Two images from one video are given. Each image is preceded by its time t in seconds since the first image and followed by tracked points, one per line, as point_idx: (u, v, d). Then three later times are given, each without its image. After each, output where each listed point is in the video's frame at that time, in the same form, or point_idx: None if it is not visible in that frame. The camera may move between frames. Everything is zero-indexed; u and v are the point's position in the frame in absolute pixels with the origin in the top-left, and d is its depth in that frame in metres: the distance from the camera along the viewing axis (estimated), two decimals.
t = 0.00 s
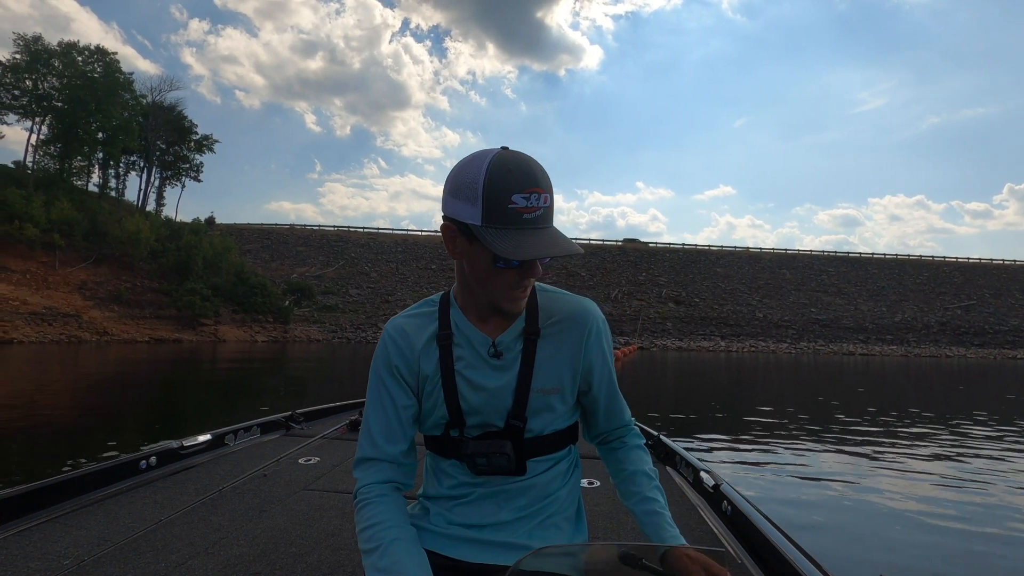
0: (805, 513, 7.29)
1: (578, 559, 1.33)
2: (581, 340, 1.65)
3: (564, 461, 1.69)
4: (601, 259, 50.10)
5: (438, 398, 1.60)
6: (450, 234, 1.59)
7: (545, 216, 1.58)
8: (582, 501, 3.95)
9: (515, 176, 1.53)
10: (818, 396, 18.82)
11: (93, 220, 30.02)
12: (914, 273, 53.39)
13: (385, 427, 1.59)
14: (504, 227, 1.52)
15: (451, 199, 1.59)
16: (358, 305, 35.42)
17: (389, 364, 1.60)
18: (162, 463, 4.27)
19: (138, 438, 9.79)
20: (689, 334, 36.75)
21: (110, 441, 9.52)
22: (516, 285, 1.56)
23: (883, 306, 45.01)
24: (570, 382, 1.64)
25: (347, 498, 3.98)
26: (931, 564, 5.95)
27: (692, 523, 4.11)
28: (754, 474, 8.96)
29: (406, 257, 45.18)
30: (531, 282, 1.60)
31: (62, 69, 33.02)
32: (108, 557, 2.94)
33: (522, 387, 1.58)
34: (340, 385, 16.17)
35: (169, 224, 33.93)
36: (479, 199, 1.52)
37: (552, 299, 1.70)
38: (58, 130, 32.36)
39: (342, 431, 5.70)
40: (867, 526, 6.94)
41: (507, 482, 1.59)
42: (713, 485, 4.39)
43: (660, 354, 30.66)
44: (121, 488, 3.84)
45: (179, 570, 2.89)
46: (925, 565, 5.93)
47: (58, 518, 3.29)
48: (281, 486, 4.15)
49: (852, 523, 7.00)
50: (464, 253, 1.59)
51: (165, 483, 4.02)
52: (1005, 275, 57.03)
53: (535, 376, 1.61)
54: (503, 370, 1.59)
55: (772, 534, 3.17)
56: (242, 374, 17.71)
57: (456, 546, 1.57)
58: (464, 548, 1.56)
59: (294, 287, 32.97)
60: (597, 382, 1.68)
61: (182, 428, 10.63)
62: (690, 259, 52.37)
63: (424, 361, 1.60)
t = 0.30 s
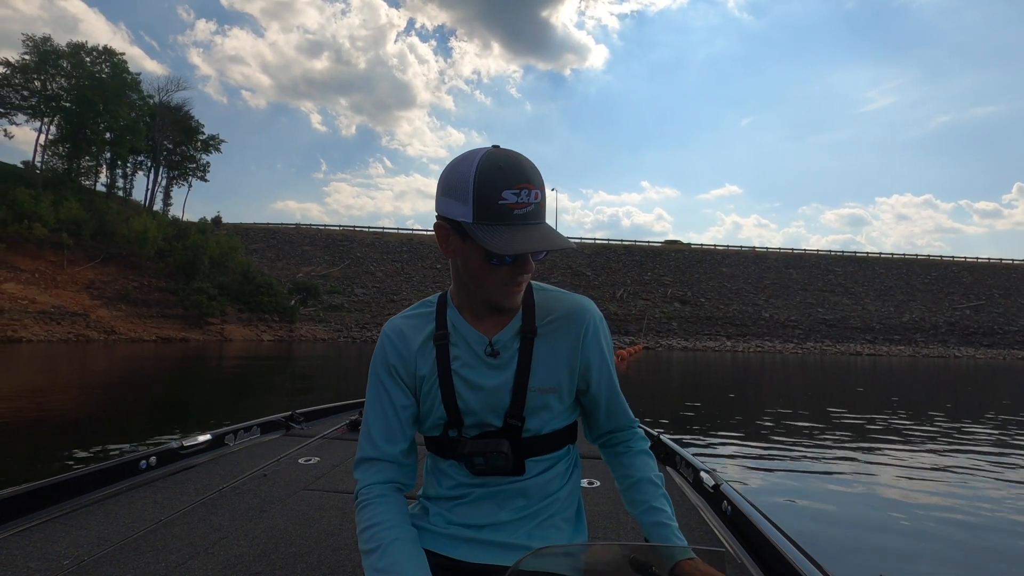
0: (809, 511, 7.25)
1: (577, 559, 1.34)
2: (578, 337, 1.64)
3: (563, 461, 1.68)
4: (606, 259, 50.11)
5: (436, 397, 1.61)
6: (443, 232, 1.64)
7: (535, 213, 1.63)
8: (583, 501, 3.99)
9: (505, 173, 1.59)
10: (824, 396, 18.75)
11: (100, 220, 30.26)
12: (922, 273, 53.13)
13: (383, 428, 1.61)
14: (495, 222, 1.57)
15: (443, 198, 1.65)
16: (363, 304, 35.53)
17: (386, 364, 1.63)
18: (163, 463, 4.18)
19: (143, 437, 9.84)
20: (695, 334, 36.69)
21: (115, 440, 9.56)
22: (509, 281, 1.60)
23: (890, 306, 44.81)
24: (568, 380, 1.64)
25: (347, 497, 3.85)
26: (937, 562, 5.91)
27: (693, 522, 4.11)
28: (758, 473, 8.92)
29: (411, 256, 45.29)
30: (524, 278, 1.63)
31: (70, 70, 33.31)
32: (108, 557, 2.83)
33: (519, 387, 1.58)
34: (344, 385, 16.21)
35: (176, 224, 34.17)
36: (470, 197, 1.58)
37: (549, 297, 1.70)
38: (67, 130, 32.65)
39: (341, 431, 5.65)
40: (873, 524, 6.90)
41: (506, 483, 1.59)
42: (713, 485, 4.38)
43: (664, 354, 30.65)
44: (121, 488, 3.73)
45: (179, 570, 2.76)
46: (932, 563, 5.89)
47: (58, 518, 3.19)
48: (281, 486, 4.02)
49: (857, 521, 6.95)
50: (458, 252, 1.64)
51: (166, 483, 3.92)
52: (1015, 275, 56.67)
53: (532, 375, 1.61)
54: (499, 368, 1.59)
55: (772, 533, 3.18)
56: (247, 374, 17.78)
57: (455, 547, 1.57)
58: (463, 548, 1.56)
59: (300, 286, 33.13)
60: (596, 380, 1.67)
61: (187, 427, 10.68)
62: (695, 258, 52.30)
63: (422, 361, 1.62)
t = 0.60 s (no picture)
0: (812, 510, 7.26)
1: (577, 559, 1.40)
2: (576, 338, 1.70)
3: (561, 461, 1.74)
4: (611, 259, 50.11)
5: (435, 397, 1.67)
6: (442, 228, 1.70)
7: (532, 206, 1.69)
8: (583, 501, 4.05)
9: (502, 168, 1.65)
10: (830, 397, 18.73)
11: (107, 221, 30.48)
12: (929, 272, 52.87)
13: (385, 428, 1.68)
14: (492, 216, 1.64)
15: (442, 195, 1.72)
16: (368, 305, 35.66)
17: (386, 364, 1.70)
18: (163, 463, 4.25)
19: (150, 437, 9.93)
20: (700, 334, 36.66)
21: (122, 440, 9.66)
22: (507, 275, 1.66)
23: (897, 305, 44.62)
24: (566, 379, 1.69)
25: (346, 497, 3.91)
26: (939, 560, 5.92)
27: (694, 523, 4.16)
28: (761, 471, 8.93)
29: (416, 256, 45.41)
30: (521, 272, 1.69)
31: (76, 72, 33.56)
32: (108, 557, 2.88)
33: (517, 386, 1.64)
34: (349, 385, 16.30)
35: (182, 224, 34.40)
36: (467, 191, 1.65)
37: (546, 296, 1.76)
38: (74, 132, 32.89)
39: (342, 431, 5.72)
40: (876, 523, 6.91)
41: (505, 484, 1.65)
42: (713, 485, 4.42)
43: (670, 354, 30.62)
44: (121, 488, 3.80)
45: (179, 570, 2.82)
46: (934, 561, 5.90)
47: (59, 517, 3.26)
48: (281, 486, 4.09)
49: (860, 520, 6.96)
50: (456, 247, 1.70)
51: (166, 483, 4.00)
52: None
53: (530, 375, 1.67)
54: (498, 368, 1.66)
55: (771, 534, 3.22)
56: (253, 374, 17.89)
57: (455, 546, 1.63)
58: (464, 547, 1.62)
59: (305, 287, 33.30)
60: (594, 382, 1.72)
61: (193, 427, 10.77)
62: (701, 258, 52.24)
63: (422, 361, 1.69)
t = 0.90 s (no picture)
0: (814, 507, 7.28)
1: (577, 558, 1.42)
2: (575, 340, 1.75)
3: (559, 460, 1.80)
4: (615, 259, 50.17)
5: (435, 397, 1.73)
6: (444, 227, 1.75)
7: (534, 206, 1.74)
8: (583, 501, 4.10)
9: (503, 169, 1.71)
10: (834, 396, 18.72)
11: (113, 222, 30.72)
12: (935, 271, 52.74)
13: (386, 427, 1.74)
14: (495, 215, 1.69)
15: (444, 195, 1.77)
16: (373, 305, 35.80)
17: (386, 365, 1.75)
18: (163, 463, 4.31)
19: (156, 437, 10.04)
20: (705, 334, 36.64)
21: (129, 440, 9.79)
22: (508, 275, 1.71)
23: (903, 305, 44.55)
24: (566, 379, 1.75)
25: (346, 497, 3.98)
26: (941, 556, 5.95)
27: (694, 523, 4.20)
28: (764, 468, 8.93)
29: (420, 256, 45.54)
30: (522, 270, 1.74)
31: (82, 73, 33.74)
32: (109, 557, 2.93)
33: (517, 387, 1.70)
34: (352, 385, 16.39)
35: (187, 225, 34.63)
36: (469, 192, 1.70)
37: (546, 297, 1.82)
38: (80, 133, 33.08)
39: (342, 431, 5.80)
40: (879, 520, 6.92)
41: (505, 484, 1.71)
42: (713, 485, 4.45)
43: (674, 353, 30.65)
44: (122, 488, 3.87)
45: (179, 569, 2.88)
46: (936, 557, 5.92)
47: (59, 517, 3.32)
48: (281, 486, 4.15)
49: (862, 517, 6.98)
50: (458, 246, 1.76)
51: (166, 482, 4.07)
52: None
53: (530, 376, 1.72)
54: (498, 368, 1.71)
55: (772, 534, 3.26)
56: (258, 374, 17.99)
57: (454, 546, 1.69)
58: (463, 546, 1.68)
59: (309, 287, 33.48)
60: (592, 382, 1.78)
61: (198, 427, 10.88)
62: (705, 257, 52.23)
63: (422, 361, 1.75)
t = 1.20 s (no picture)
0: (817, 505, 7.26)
1: (578, 558, 1.42)
2: (575, 338, 1.75)
3: (558, 461, 1.80)
4: (618, 258, 50.14)
5: (433, 397, 1.74)
6: (441, 223, 1.77)
7: (529, 197, 1.74)
8: (583, 501, 4.11)
9: (498, 162, 1.72)
10: (839, 396, 18.67)
11: (118, 222, 30.84)
12: (941, 271, 52.51)
13: (386, 428, 1.76)
14: (490, 208, 1.70)
15: (442, 190, 1.78)
16: (376, 305, 35.85)
17: (386, 365, 1.77)
18: (163, 463, 4.34)
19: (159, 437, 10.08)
20: (709, 333, 36.53)
21: (133, 439, 9.83)
22: (503, 268, 1.72)
23: (909, 304, 44.36)
24: (565, 381, 1.75)
25: (346, 498, 4.00)
26: (945, 552, 5.92)
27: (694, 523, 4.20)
28: (766, 467, 8.91)
29: (423, 256, 45.58)
30: (518, 263, 1.75)
31: (87, 74, 33.79)
32: (108, 557, 2.95)
33: (515, 387, 1.70)
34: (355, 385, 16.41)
35: (192, 225, 34.75)
36: (465, 185, 1.71)
37: (545, 296, 1.83)
38: (85, 134, 33.13)
39: (342, 431, 5.82)
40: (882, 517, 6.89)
41: (505, 485, 1.72)
42: (713, 485, 4.45)
43: (678, 353, 30.60)
44: (122, 488, 3.90)
45: (179, 569, 2.90)
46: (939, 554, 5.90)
47: (59, 518, 3.34)
48: (281, 486, 4.18)
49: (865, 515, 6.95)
50: (455, 241, 1.77)
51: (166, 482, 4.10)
52: None
53: (529, 376, 1.72)
54: (497, 369, 1.72)
55: (771, 535, 3.27)
56: (261, 374, 18.03)
57: (455, 546, 1.70)
58: (463, 547, 1.69)
59: (313, 287, 33.56)
60: (592, 382, 1.77)
61: (202, 427, 10.91)
62: (709, 256, 52.12)
63: (422, 361, 1.76)
